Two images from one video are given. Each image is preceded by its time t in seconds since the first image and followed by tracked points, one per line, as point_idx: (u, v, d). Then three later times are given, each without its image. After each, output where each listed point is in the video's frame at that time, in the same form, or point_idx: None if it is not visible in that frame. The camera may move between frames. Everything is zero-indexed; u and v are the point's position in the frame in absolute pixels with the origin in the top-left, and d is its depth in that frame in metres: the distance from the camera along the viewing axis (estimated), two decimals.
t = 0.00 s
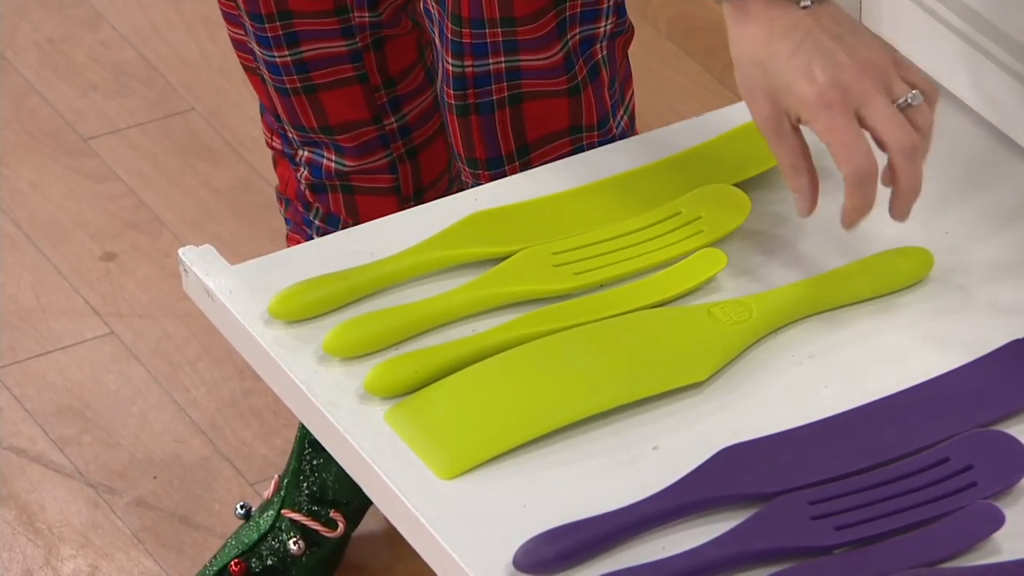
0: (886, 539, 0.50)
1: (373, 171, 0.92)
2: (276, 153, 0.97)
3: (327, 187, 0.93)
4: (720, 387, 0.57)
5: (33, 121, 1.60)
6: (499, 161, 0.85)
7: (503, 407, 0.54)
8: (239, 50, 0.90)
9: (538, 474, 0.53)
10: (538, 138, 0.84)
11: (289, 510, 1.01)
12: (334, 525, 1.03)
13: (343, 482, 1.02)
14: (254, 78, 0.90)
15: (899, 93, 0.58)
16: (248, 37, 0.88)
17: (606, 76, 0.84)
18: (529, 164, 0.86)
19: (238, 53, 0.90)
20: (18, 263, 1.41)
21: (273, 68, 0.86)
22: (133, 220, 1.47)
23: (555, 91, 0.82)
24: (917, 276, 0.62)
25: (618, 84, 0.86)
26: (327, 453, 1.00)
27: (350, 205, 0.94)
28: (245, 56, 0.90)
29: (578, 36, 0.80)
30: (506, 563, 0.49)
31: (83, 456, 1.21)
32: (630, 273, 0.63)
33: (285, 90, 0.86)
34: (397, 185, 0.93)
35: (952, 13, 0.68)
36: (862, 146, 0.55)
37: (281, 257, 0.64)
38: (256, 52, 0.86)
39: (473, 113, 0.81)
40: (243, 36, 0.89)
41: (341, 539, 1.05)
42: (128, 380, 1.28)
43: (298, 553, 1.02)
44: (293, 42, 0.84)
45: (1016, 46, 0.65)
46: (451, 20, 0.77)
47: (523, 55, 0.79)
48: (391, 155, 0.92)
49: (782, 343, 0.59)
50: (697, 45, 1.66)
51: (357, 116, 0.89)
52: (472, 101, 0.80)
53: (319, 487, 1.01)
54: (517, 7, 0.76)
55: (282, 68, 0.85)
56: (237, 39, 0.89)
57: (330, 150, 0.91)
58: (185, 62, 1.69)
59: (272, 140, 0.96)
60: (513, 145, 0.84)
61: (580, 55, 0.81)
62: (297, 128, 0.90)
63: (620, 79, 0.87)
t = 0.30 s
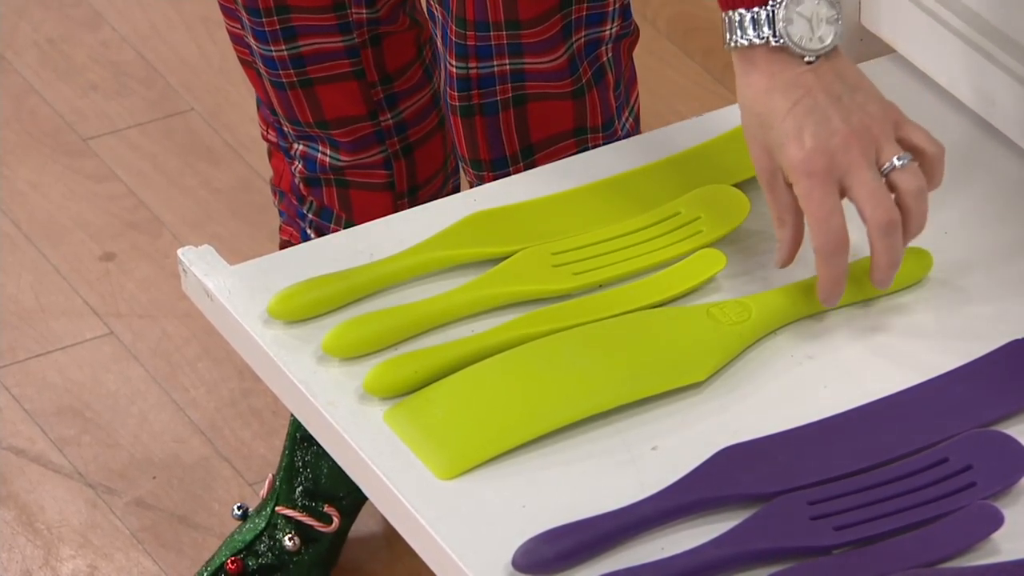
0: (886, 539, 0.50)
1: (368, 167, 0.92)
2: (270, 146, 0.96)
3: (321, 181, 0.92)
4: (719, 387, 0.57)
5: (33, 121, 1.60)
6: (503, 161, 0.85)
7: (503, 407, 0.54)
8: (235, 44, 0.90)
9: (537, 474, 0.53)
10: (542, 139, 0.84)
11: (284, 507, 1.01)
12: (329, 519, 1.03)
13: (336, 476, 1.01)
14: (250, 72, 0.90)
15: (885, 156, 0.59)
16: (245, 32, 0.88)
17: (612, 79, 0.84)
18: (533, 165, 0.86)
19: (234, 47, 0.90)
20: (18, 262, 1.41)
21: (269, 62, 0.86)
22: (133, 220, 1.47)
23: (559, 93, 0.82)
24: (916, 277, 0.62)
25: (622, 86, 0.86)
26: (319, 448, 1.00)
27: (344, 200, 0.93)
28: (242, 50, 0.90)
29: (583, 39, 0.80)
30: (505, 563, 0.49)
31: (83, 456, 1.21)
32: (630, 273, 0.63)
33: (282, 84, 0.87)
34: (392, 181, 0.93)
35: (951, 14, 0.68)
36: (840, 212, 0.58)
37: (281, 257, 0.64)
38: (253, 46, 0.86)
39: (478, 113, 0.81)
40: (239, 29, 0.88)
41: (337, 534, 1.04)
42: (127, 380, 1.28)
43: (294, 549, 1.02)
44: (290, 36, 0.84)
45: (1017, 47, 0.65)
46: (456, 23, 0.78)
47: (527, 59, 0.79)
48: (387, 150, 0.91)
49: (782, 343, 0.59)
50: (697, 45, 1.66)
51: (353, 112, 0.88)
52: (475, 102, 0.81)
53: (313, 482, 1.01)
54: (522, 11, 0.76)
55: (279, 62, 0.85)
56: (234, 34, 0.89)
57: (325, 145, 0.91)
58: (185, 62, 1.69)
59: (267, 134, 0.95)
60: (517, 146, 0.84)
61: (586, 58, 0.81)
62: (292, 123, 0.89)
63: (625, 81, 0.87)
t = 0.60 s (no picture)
0: (886, 539, 0.50)
1: (368, 167, 0.92)
2: (272, 146, 0.96)
3: (321, 181, 0.92)
4: (718, 387, 0.57)
5: (33, 121, 1.60)
6: (505, 162, 0.85)
7: (502, 407, 0.54)
8: (235, 43, 0.90)
9: (537, 473, 0.53)
10: (544, 139, 0.84)
11: (283, 507, 1.01)
12: (329, 519, 1.03)
13: (336, 475, 1.01)
14: (251, 72, 0.90)
15: (874, 173, 0.59)
16: (246, 32, 0.88)
17: (614, 79, 0.84)
18: (535, 165, 0.86)
19: (235, 46, 0.90)
20: (18, 262, 1.41)
21: (270, 62, 0.86)
22: (133, 220, 1.47)
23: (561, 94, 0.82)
24: (916, 275, 0.62)
25: (625, 87, 0.86)
26: (318, 448, 1.00)
27: (344, 200, 0.93)
28: (243, 49, 0.90)
29: (585, 40, 0.80)
30: (505, 563, 0.49)
31: (83, 456, 1.21)
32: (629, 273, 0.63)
33: (282, 84, 0.87)
34: (392, 181, 0.93)
35: (950, 12, 0.68)
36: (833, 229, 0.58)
37: (280, 257, 0.64)
38: (254, 45, 0.86)
39: (479, 114, 0.81)
40: (240, 29, 0.88)
41: (336, 534, 1.04)
42: (127, 380, 1.28)
43: (294, 549, 1.02)
44: (291, 36, 0.84)
45: (1016, 46, 0.65)
46: (459, 23, 0.78)
47: (529, 60, 0.79)
48: (387, 150, 0.91)
49: (781, 343, 0.59)
50: (697, 45, 1.66)
51: (353, 111, 0.88)
52: (478, 102, 0.81)
53: (313, 482, 1.01)
54: (524, 11, 0.76)
55: (279, 62, 0.85)
56: (235, 33, 0.89)
57: (325, 144, 0.91)
58: (185, 62, 1.69)
59: (268, 133, 0.96)
60: (519, 146, 0.84)
61: (588, 58, 0.81)
62: (293, 122, 0.90)
63: (627, 81, 0.87)
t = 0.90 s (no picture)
0: (886, 539, 0.50)
1: (369, 166, 0.92)
2: (272, 145, 0.96)
3: (322, 180, 0.92)
4: (719, 387, 0.57)
5: (33, 121, 1.60)
6: (504, 161, 0.85)
7: (502, 406, 0.54)
8: (236, 43, 0.90)
9: (537, 473, 0.53)
10: (543, 138, 0.84)
11: (284, 507, 1.01)
12: (330, 519, 1.03)
13: (337, 475, 1.01)
14: (252, 71, 0.90)
15: (871, 175, 0.59)
16: (246, 31, 0.88)
17: (614, 77, 0.84)
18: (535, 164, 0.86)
19: (235, 45, 0.90)
20: (18, 262, 1.41)
21: (271, 62, 0.86)
22: (133, 220, 1.47)
23: (560, 92, 0.82)
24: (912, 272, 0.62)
25: (624, 86, 0.86)
26: (319, 448, 1.00)
27: (345, 199, 0.93)
28: (243, 48, 0.90)
29: (584, 38, 0.80)
30: (505, 563, 0.49)
31: (83, 456, 1.21)
32: (629, 273, 0.63)
33: (283, 84, 0.86)
34: (393, 180, 0.93)
35: (950, 11, 0.68)
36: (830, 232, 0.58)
37: (281, 256, 0.64)
38: (254, 44, 0.86)
39: (479, 112, 0.81)
40: (241, 29, 0.88)
41: (338, 534, 1.04)
42: (127, 380, 1.28)
43: (295, 549, 1.02)
44: (292, 36, 0.84)
45: (1017, 46, 0.65)
46: (459, 20, 0.78)
47: (528, 58, 0.79)
48: (388, 149, 0.91)
49: (782, 342, 0.59)
50: (697, 45, 1.66)
51: (354, 110, 0.88)
52: (477, 100, 0.81)
53: (314, 482, 1.01)
54: (523, 9, 0.76)
55: (280, 61, 0.85)
56: (235, 32, 0.89)
57: (326, 144, 0.91)
58: (185, 62, 1.69)
59: (268, 134, 0.96)
60: (518, 145, 0.84)
61: (588, 56, 0.81)
62: (293, 122, 0.89)
63: (626, 80, 0.87)
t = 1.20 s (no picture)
0: (887, 540, 0.50)
1: (371, 166, 0.92)
2: (274, 146, 0.96)
3: (324, 181, 0.93)
4: (720, 388, 0.57)
5: (33, 121, 1.60)
6: (503, 161, 0.85)
7: (502, 407, 0.54)
8: (239, 43, 0.90)
9: (538, 474, 0.53)
10: (543, 139, 0.84)
11: (285, 507, 1.01)
12: (330, 520, 1.03)
13: (338, 476, 1.01)
14: (254, 71, 0.90)
15: (882, 159, 0.59)
16: (248, 31, 0.88)
17: (613, 78, 0.84)
18: (534, 164, 0.86)
19: (238, 45, 0.90)
20: (18, 263, 1.41)
21: (273, 62, 0.86)
22: (133, 220, 1.47)
23: (559, 92, 0.82)
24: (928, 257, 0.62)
25: (624, 86, 0.86)
26: (320, 448, 1.00)
27: (347, 199, 0.94)
28: (245, 48, 0.90)
29: (583, 39, 0.80)
30: (506, 563, 0.49)
31: (83, 456, 1.21)
32: (629, 274, 0.63)
33: (285, 84, 0.86)
34: (395, 181, 0.93)
35: (957, 16, 0.68)
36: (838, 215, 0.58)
37: (281, 257, 0.64)
38: (257, 44, 0.86)
39: (479, 113, 0.81)
40: (243, 28, 0.88)
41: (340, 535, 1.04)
42: (128, 380, 1.28)
43: (295, 549, 1.02)
44: (294, 36, 0.84)
45: (1016, 45, 0.65)
46: (458, 20, 0.77)
47: (528, 57, 0.79)
48: (390, 150, 0.91)
49: (782, 344, 0.59)
50: (698, 46, 1.65)
51: (356, 111, 0.88)
52: (477, 101, 0.80)
53: (315, 482, 1.01)
54: (523, 9, 0.76)
55: (282, 61, 0.85)
56: (237, 32, 0.89)
57: (328, 145, 0.91)
58: (185, 61, 1.69)
59: (270, 133, 0.96)
60: (518, 145, 0.84)
61: (587, 57, 0.81)
62: (295, 122, 0.89)
63: (626, 81, 0.87)
